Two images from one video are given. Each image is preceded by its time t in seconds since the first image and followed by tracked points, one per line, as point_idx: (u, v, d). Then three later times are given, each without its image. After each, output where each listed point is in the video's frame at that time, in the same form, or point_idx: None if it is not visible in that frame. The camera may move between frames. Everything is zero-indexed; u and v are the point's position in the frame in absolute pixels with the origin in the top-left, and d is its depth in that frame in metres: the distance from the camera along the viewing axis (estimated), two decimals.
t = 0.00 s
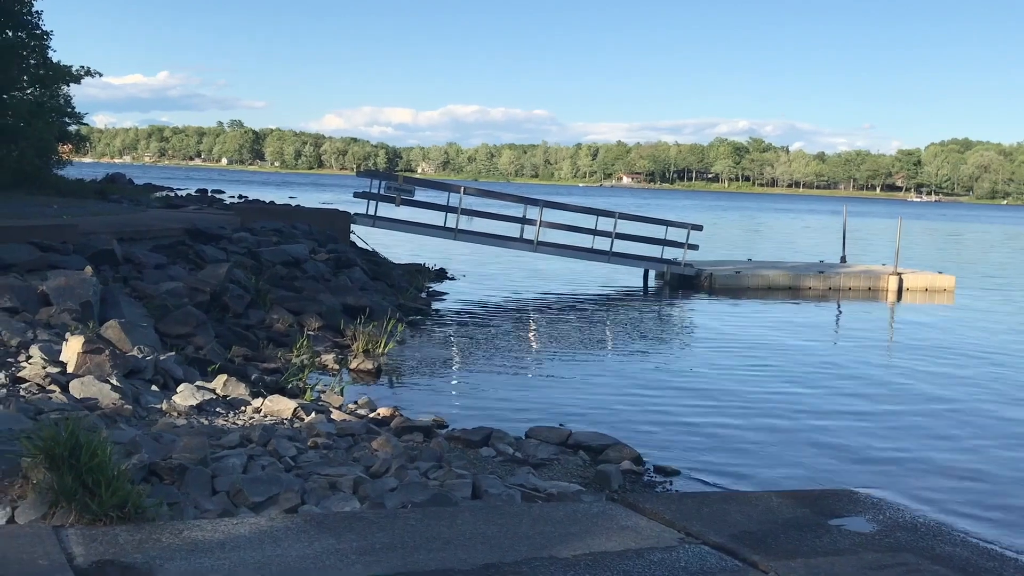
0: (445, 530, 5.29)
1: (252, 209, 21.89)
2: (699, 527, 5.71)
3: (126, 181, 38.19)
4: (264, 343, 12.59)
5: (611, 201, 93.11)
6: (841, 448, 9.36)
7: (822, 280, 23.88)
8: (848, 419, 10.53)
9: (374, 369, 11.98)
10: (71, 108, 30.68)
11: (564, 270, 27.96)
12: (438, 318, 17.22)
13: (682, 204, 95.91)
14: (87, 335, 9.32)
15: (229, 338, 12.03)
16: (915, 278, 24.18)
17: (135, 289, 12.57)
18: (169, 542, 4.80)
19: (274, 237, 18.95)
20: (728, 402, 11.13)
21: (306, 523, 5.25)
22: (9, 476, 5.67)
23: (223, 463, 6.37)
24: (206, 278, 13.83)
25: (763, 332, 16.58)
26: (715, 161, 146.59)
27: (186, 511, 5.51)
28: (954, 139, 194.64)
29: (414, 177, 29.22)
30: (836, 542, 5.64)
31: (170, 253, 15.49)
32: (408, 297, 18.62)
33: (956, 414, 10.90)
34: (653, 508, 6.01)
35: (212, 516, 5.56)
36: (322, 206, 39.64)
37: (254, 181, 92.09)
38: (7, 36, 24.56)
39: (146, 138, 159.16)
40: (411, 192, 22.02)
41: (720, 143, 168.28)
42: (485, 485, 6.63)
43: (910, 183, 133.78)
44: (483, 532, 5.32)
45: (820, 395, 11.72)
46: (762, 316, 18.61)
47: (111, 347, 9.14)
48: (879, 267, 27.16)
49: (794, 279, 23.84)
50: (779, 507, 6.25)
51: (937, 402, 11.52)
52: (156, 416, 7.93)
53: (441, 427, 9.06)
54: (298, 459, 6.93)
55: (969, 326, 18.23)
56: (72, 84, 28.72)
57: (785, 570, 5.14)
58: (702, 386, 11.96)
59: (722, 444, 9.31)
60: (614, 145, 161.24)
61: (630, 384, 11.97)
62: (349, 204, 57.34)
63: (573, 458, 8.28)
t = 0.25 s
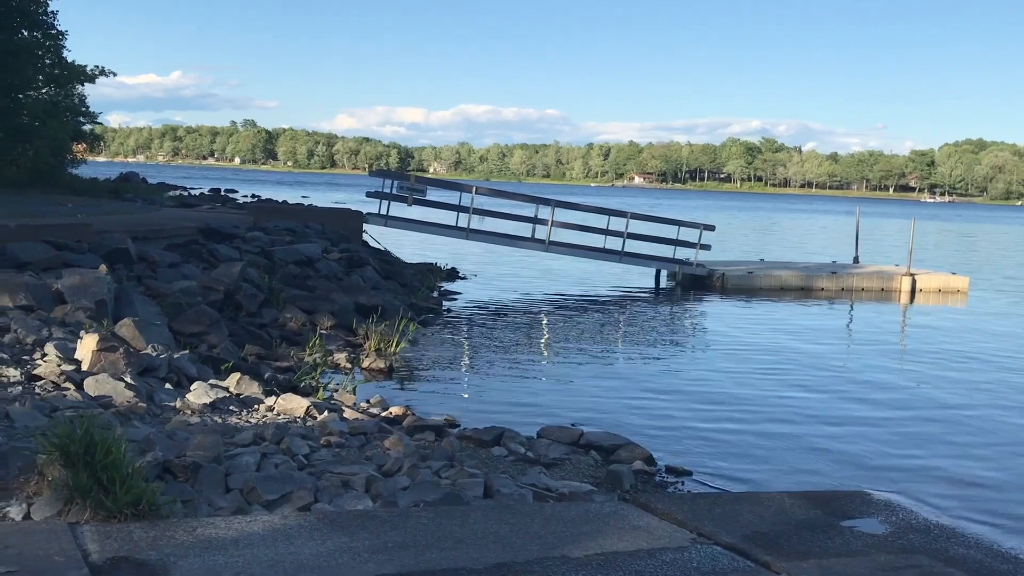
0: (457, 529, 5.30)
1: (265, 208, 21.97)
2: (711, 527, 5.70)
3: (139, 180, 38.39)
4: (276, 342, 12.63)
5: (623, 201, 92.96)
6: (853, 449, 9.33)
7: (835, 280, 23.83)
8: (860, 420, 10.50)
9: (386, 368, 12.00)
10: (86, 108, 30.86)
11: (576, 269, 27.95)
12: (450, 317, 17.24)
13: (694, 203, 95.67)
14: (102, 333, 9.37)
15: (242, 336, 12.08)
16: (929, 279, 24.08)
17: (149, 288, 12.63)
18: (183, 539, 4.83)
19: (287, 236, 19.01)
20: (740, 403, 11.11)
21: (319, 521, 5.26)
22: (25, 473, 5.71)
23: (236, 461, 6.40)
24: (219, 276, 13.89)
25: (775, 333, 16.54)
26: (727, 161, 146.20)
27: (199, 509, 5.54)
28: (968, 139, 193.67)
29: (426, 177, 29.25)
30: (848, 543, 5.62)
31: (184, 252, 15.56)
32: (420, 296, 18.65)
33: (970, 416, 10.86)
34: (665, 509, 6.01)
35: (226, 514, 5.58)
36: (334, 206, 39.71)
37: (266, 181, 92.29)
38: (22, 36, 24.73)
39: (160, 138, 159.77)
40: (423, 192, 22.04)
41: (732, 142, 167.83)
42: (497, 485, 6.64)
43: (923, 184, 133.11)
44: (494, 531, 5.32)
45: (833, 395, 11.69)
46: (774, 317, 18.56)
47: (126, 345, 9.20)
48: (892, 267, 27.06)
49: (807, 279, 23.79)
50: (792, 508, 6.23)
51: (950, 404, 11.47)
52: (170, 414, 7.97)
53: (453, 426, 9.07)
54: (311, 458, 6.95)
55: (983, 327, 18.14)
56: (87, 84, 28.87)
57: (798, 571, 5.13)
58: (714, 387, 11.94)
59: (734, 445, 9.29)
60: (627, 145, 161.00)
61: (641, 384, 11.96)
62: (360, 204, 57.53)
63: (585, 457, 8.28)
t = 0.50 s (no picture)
0: (472, 530, 5.30)
1: (281, 208, 22.06)
2: (727, 530, 5.68)
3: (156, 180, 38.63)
4: (292, 342, 12.67)
5: (637, 202, 92.76)
6: (870, 452, 9.28)
7: (851, 283, 23.74)
8: (876, 423, 10.45)
9: (401, 368, 12.03)
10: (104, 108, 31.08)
11: (590, 271, 27.92)
12: (465, 318, 17.26)
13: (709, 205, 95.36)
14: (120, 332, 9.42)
15: (258, 336, 12.13)
16: (946, 282, 23.94)
17: (166, 288, 12.70)
18: (201, 538, 4.85)
19: (303, 236, 19.07)
20: (756, 405, 11.07)
21: (335, 520, 5.28)
22: (44, 471, 5.75)
23: (252, 460, 6.43)
24: (236, 276, 13.95)
25: (791, 335, 16.48)
26: (743, 162, 145.69)
27: (216, 508, 5.56)
28: (987, 141, 192.36)
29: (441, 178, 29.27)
30: (865, 547, 5.59)
31: (201, 252, 15.64)
32: (435, 297, 18.68)
33: (988, 420, 10.78)
34: (681, 511, 5.99)
35: (242, 513, 5.60)
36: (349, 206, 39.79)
37: (281, 181, 92.53)
38: (41, 37, 24.94)
39: (177, 138, 160.54)
40: (438, 193, 22.06)
41: (747, 143, 167.31)
42: (512, 486, 6.64)
43: (940, 186, 132.37)
44: (509, 532, 5.32)
45: (849, 398, 11.64)
46: (790, 319, 18.49)
47: (143, 345, 9.25)
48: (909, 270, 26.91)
49: (823, 282, 23.69)
50: (808, 511, 6.21)
51: (968, 407, 11.40)
52: (187, 413, 8.01)
53: (468, 427, 9.08)
54: (327, 458, 6.97)
55: (1001, 330, 18.01)
56: (104, 84, 29.04)
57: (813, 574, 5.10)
58: (730, 389, 11.91)
59: (749, 447, 9.26)
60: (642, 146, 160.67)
61: (656, 386, 11.94)
62: (376, 204, 57.68)
63: (600, 459, 8.27)
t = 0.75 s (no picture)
0: (486, 532, 5.30)
1: (295, 210, 22.14)
2: (741, 533, 5.66)
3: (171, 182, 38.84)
4: (306, 343, 12.71)
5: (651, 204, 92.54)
6: (885, 456, 9.23)
7: (866, 286, 23.62)
8: (891, 427, 10.40)
9: (415, 369, 12.04)
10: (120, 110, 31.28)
11: (604, 273, 27.90)
12: (478, 320, 17.27)
13: (724, 207, 95.05)
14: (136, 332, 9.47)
15: (273, 337, 12.18)
16: (962, 285, 23.78)
17: (181, 288, 12.76)
18: (215, 538, 4.87)
19: (317, 238, 19.13)
20: (770, 408, 11.03)
21: (349, 521, 5.29)
22: (61, 470, 5.78)
23: (267, 460, 6.45)
24: (251, 277, 14.01)
25: (805, 338, 16.41)
26: (757, 164, 145.22)
27: (231, 508, 5.58)
28: (1003, 144, 191.31)
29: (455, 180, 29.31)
30: (880, 552, 5.56)
31: (216, 253, 15.71)
32: (448, 298, 18.69)
33: (1004, 424, 10.70)
34: (695, 514, 5.98)
35: (258, 512, 5.63)
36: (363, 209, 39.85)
37: (295, 183, 92.86)
38: (59, 40, 25.14)
39: (192, 139, 161.35)
40: (452, 195, 22.09)
41: (762, 145, 166.85)
42: (526, 488, 6.64)
43: (956, 189, 131.58)
44: (523, 534, 5.32)
45: (864, 401, 11.58)
46: (804, 322, 18.41)
47: (159, 345, 9.30)
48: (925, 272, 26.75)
49: (838, 284, 23.57)
50: (823, 514, 6.18)
51: (984, 411, 11.32)
52: (203, 413, 8.04)
53: (481, 429, 9.08)
54: (341, 458, 6.99)
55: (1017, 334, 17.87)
56: (121, 86, 29.22)
57: None
58: (743, 392, 11.87)
59: (763, 450, 9.22)
60: (656, 148, 160.36)
61: (669, 388, 11.92)
62: (389, 207, 57.79)
63: (614, 461, 8.26)
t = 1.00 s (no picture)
0: (501, 534, 5.30)
1: (311, 212, 22.22)
2: (757, 537, 5.64)
3: (188, 183, 39.08)
4: (322, 344, 12.76)
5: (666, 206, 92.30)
6: (902, 461, 9.17)
7: (883, 289, 23.49)
8: (909, 430, 10.34)
9: (430, 371, 12.07)
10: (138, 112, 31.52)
11: (619, 275, 27.85)
12: (493, 322, 17.28)
13: (740, 209, 94.71)
14: (153, 333, 9.53)
15: (289, 338, 12.23)
16: (980, 288, 23.61)
17: (198, 290, 12.84)
18: (232, 538, 4.90)
19: (333, 240, 19.19)
20: (786, 411, 10.99)
21: (365, 522, 5.31)
22: (79, 470, 5.82)
23: (284, 461, 6.48)
24: (267, 279, 14.07)
25: (822, 341, 16.34)
26: (773, 166, 144.68)
27: (248, 508, 5.61)
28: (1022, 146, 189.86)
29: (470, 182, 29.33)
30: (898, 556, 5.52)
31: (233, 254, 15.79)
32: (463, 300, 18.72)
33: None
34: (711, 517, 5.97)
35: (274, 513, 5.65)
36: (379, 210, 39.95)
37: (310, 185, 93.16)
38: (77, 42, 25.36)
39: (209, 141, 162.16)
40: (467, 197, 22.11)
41: (778, 147, 166.18)
42: (541, 490, 6.65)
43: (974, 191, 130.72)
44: (538, 537, 5.32)
45: (881, 405, 11.52)
46: (821, 325, 18.33)
47: (176, 346, 9.35)
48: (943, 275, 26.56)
49: (854, 287, 23.45)
50: (840, 518, 6.15)
51: (1004, 415, 11.24)
52: (220, 414, 8.09)
53: (496, 431, 9.09)
54: (357, 459, 7.02)
55: None
56: (138, 89, 29.41)
57: None
58: (759, 395, 11.83)
59: (779, 454, 9.18)
60: (671, 150, 159.96)
61: (684, 391, 11.90)
62: (405, 208, 57.93)
63: (629, 464, 8.25)
